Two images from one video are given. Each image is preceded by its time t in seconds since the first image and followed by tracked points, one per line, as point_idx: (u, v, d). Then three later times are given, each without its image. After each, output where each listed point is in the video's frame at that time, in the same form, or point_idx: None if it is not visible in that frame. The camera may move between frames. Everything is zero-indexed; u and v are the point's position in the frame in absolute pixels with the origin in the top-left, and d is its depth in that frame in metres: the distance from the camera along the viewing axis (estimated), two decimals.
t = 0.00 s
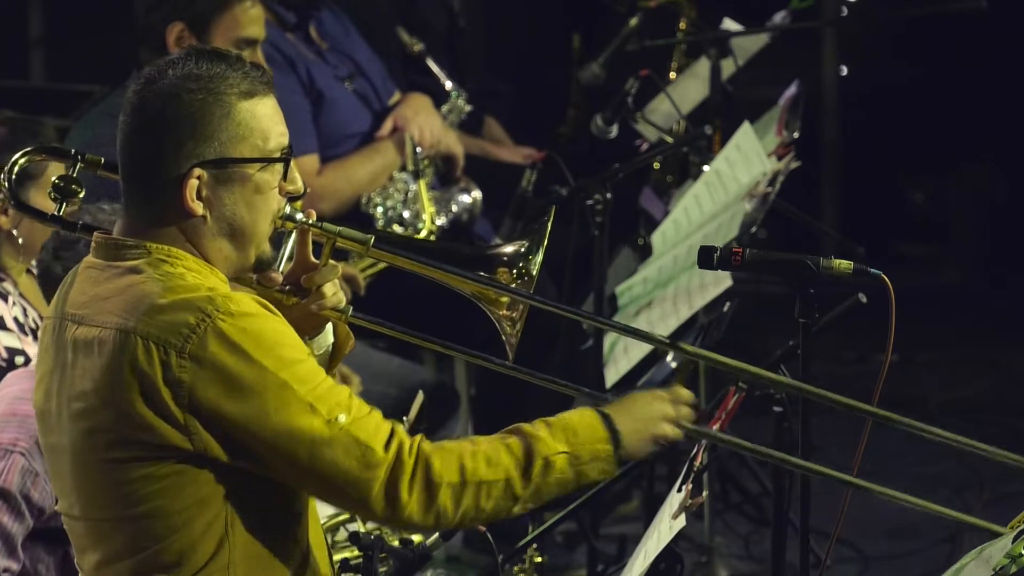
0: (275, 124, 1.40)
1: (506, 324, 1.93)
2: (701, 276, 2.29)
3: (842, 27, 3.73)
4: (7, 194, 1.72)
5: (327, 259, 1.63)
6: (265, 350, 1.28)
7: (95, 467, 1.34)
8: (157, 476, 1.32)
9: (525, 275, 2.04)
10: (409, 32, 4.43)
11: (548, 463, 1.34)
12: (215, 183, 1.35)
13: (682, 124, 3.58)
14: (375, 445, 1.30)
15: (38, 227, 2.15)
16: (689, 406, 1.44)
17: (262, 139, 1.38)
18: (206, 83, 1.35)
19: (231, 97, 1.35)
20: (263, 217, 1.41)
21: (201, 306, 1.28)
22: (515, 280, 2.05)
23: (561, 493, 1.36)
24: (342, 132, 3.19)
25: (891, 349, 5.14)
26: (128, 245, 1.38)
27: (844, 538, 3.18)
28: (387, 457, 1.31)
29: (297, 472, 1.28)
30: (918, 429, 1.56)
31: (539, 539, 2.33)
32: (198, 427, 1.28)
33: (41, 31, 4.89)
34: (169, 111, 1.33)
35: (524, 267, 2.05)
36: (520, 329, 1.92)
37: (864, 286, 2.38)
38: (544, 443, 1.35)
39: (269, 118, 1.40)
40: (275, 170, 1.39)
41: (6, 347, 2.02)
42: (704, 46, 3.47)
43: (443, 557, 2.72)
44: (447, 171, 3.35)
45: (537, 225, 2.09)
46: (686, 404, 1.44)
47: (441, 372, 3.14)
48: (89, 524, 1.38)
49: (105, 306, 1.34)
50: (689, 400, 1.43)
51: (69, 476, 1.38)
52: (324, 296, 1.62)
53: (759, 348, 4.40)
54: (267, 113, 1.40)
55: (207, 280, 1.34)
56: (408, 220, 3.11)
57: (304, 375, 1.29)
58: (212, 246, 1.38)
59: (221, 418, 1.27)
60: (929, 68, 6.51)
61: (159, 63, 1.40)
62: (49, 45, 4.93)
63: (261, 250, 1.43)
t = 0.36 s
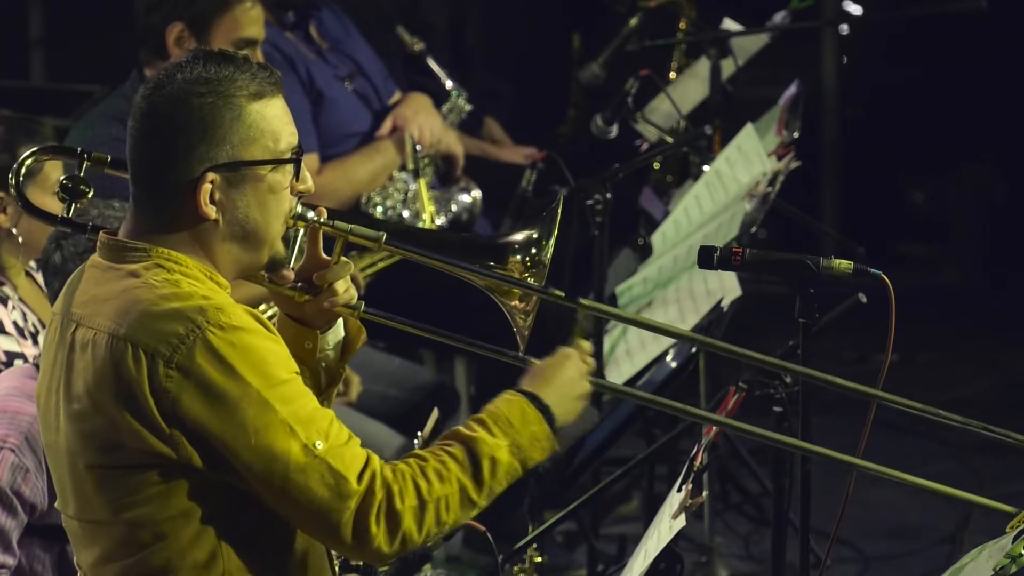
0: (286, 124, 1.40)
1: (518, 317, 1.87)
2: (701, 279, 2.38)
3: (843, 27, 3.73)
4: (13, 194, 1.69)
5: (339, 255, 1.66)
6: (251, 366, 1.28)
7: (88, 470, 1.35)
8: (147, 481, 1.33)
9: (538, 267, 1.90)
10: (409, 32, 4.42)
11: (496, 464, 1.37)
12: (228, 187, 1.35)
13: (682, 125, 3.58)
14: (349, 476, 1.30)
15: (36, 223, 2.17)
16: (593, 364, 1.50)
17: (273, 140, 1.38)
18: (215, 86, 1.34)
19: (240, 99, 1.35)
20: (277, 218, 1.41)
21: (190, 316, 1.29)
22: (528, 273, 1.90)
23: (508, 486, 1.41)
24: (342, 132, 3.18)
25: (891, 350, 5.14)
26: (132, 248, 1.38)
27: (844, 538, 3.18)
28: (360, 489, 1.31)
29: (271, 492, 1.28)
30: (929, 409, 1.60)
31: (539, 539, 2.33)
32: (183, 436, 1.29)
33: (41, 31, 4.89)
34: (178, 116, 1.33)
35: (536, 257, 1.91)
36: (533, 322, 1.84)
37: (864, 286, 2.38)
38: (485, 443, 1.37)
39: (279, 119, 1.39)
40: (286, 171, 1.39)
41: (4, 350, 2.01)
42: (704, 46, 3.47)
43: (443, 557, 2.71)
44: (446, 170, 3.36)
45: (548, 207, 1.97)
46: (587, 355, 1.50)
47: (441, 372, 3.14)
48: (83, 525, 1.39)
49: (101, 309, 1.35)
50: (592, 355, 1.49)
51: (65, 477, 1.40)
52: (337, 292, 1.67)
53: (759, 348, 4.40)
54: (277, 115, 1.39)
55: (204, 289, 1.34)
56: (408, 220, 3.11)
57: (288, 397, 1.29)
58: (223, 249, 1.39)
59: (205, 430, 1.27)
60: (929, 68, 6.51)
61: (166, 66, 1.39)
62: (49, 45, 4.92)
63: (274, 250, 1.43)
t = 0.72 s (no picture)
0: (287, 125, 1.40)
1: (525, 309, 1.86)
2: (701, 280, 2.40)
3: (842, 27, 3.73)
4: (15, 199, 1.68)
5: (344, 254, 1.65)
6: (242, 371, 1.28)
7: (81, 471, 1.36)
8: (138, 483, 1.33)
9: (543, 257, 1.92)
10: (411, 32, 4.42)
11: (448, 456, 1.39)
12: (230, 190, 1.36)
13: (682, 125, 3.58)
14: (329, 489, 1.30)
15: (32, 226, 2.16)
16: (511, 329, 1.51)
17: (274, 142, 1.38)
18: (216, 90, 1.34)
19: (241, 103, 1.35)
20: (280, 219, 1.41)
21: (182, 320, 1.28)
22: (533, 264, 1.92)
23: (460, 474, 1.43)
24: (342, 131, 3.18)
25: (892, 350, 5.14)
26: (132, 250, 1.38)
27: (844, 538, 3.18)
28: (338, 504, 1.30)
29: (257, 500, 1.28)
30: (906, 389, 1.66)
31: (538, 540, 2.33)
32: (173, 441, 1.29)
33: (41, 31, 4.89)
34: (179, 119, 1.33)
35: (540, 247, 1.94)
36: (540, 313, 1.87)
37: (864, 286, 2.38)
38: (433, 437, 1.38)
39: (280, 120, 1.39)
40: (289, 172, 1.40)
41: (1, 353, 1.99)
42: (704, 46, 3.47)
43: (443, 557, 2.71)
44: (447, 170, 3.36)
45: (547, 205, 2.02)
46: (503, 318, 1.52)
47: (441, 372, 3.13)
48: (77, 525, 1.40)
49: (96, 311, 1.35)
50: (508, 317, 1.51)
51: (62, 477, 1.40)
52: (342, 291, 1.67)
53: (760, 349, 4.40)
54: (278, 116, 1.39)
55: (200, 292, 1.34)
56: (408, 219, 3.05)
57: (274, 406, 1.29)
58: (227, 252, 1.39)
59: (193, 435, 1.27)
60: (929, 68, 6.51)
61: (167, 68, 1.38)
62: (49, 45, 4.92)
63: (278, 250, 1.44)
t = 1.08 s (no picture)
0: (294, 132, 1.40)
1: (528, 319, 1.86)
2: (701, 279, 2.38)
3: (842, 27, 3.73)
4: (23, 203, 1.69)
5: (347, 261, 1.65)
6: (252, 366, 1.28)
7: (86, 473, 1.35)
8: (145, 484, 1.32)
9: (548, 269, 1.92)
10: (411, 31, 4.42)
11: (509, 462, 1.37)
12: (235, 194, 1.36)
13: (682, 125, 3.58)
14: (355, 468, 1.30)
15: (31, 228, 2.15)
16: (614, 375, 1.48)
17: (280, 148, 1.38)
18: (223, 93, 1.34)
19: (249, 107, 1.35)
20: (285, 225, 1.41)
21: (190, 317, 1.29)
22: (538, 276, 1.92)
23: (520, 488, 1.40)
24: (341, 131, 3.17)
25: (892, 350, 5.14)
26: (134, 251, 1.38)
27: (844, 538, 3.18)
28: (369, 483, 1.31)
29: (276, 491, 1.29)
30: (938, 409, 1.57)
31: (538, 540, 2.33)
32: (181, 438, 1.29)
33: (41, 31, 4.90)
34: (186, 122, 1.33)
35: (545, 260, 1.93)
36: (542, 326, 1.85)
37: (864, 286, 2.38)
38: (501, 442, 1.37)
39: (287, 126, 1.39)
40: (295, 179, 1.39)
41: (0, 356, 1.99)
42: (704, 46, 3.47)
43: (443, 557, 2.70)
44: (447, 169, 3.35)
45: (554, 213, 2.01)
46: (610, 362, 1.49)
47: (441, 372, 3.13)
48: (82, 528, 1.39)
49: (101, 312, 1.35)
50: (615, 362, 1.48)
51: (66, 480, 1.40)
52: (345, 298, 1.64)
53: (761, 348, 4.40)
54: (286, 122, 1.39)
55: (205, 292, 1.34)
56: (408, 220, 3.09)
57: (288, 395, 1.30)
58: (229, 256, 1.39)
59: (204, 430, 1.28)
60: (929, 68, 6.52)
61: (174, 72, 1.38)
62: (49, 45, 4.92)
63: (281, 257, 1.43)
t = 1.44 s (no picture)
0: (314, 136, 1.42)
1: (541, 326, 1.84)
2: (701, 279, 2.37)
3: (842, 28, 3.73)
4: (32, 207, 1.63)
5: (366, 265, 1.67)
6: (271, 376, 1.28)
7: (101, 478, 1.35)
8: (161, 491, 1.32)
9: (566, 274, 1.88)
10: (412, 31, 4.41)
11: (455, 460, 1.41)
12: (259, 198, 1.37)
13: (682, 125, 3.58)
14: (353, 499, 1.31)
15: (35, 228, 2.16)
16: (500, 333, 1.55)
17: (303, 151, 1.39)
18: (245, 98, 1.35)
19: (270, 111, 1.36)
20: (307, 230, 1.42)
21: (210, 324, 1.29)
22: (553, 280, 1.88)
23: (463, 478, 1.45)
24: (342, 131, 3.17)
25: (892, 350, 5.14)
26: (154, 256, 1.38)
27: (844, 538, 3.18)
28: (360, 515, 1.31)
29: (284, 509, 1.29)
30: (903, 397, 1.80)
31: (539, 540, 2.33)
32: (199, 446, 1.29)
33: (41, 31, 4.89)
34: (209, 127, 1.33)
35: (563, 264, 1.90)
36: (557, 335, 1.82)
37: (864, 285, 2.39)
38: (439, 442, 1.41)
39: (307, 130, 1.41)
40: (316, 182, 1.41)
41: None
42: (704, 46, 3.46)
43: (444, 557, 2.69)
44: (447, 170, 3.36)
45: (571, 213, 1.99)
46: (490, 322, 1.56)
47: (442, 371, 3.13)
48: (96, 534, 1.39)
49: (119, 317, 1.35)
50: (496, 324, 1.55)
51: (81, 484, 1.40)
52: (363, 303, 1.68)
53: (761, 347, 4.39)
54: (305, 126, 1.41)
55: (225, 299, 1.35)
56: (408, 220, 3.07)
57: (302, 412, 1.31)
58: (252, 260, 1.40)
59: (220, 440, 1.28)
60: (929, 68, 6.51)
61: (194, 77, 1.39)
62: (49, 44, 4.92)
63: (302, 261, 1.44)
